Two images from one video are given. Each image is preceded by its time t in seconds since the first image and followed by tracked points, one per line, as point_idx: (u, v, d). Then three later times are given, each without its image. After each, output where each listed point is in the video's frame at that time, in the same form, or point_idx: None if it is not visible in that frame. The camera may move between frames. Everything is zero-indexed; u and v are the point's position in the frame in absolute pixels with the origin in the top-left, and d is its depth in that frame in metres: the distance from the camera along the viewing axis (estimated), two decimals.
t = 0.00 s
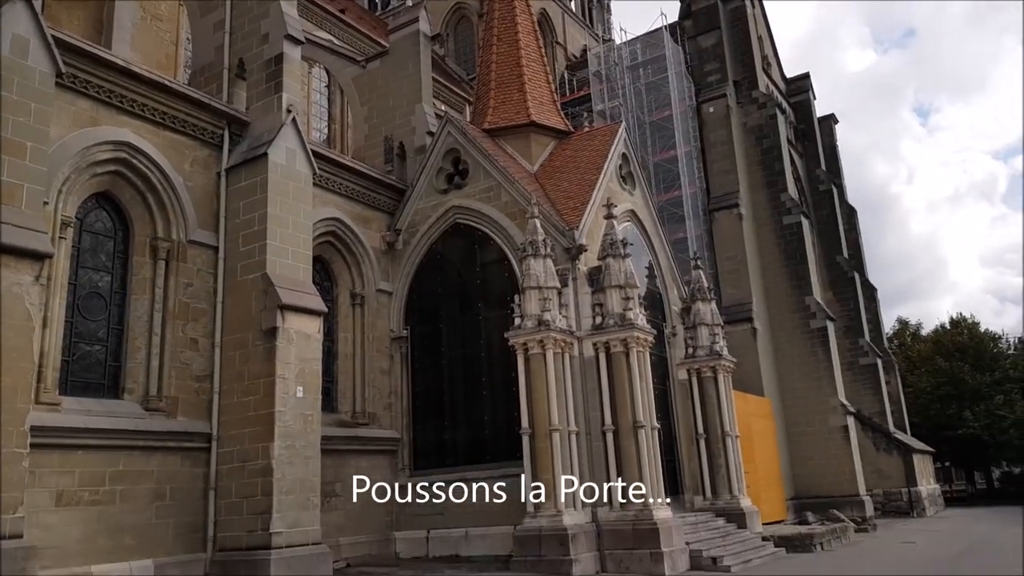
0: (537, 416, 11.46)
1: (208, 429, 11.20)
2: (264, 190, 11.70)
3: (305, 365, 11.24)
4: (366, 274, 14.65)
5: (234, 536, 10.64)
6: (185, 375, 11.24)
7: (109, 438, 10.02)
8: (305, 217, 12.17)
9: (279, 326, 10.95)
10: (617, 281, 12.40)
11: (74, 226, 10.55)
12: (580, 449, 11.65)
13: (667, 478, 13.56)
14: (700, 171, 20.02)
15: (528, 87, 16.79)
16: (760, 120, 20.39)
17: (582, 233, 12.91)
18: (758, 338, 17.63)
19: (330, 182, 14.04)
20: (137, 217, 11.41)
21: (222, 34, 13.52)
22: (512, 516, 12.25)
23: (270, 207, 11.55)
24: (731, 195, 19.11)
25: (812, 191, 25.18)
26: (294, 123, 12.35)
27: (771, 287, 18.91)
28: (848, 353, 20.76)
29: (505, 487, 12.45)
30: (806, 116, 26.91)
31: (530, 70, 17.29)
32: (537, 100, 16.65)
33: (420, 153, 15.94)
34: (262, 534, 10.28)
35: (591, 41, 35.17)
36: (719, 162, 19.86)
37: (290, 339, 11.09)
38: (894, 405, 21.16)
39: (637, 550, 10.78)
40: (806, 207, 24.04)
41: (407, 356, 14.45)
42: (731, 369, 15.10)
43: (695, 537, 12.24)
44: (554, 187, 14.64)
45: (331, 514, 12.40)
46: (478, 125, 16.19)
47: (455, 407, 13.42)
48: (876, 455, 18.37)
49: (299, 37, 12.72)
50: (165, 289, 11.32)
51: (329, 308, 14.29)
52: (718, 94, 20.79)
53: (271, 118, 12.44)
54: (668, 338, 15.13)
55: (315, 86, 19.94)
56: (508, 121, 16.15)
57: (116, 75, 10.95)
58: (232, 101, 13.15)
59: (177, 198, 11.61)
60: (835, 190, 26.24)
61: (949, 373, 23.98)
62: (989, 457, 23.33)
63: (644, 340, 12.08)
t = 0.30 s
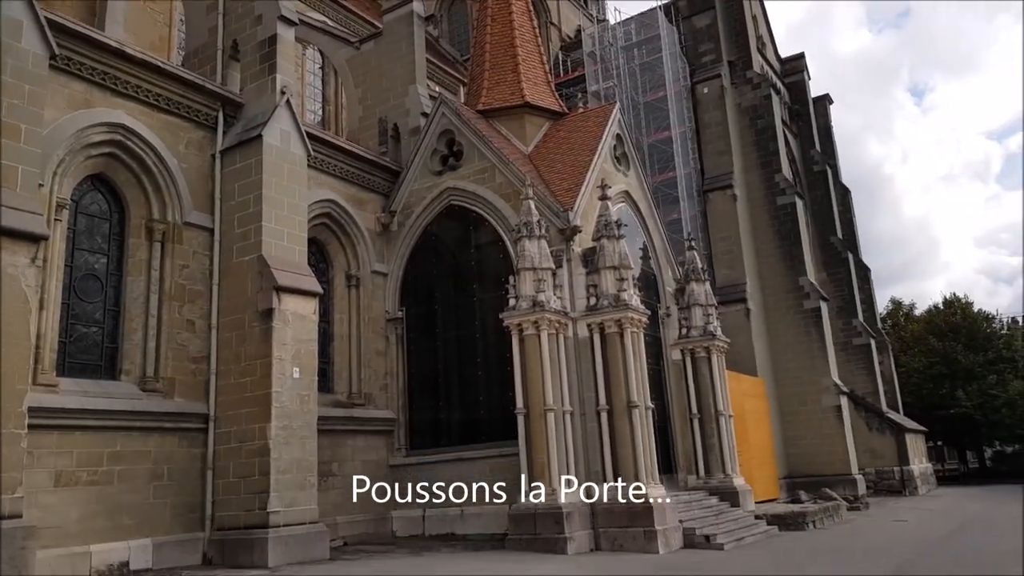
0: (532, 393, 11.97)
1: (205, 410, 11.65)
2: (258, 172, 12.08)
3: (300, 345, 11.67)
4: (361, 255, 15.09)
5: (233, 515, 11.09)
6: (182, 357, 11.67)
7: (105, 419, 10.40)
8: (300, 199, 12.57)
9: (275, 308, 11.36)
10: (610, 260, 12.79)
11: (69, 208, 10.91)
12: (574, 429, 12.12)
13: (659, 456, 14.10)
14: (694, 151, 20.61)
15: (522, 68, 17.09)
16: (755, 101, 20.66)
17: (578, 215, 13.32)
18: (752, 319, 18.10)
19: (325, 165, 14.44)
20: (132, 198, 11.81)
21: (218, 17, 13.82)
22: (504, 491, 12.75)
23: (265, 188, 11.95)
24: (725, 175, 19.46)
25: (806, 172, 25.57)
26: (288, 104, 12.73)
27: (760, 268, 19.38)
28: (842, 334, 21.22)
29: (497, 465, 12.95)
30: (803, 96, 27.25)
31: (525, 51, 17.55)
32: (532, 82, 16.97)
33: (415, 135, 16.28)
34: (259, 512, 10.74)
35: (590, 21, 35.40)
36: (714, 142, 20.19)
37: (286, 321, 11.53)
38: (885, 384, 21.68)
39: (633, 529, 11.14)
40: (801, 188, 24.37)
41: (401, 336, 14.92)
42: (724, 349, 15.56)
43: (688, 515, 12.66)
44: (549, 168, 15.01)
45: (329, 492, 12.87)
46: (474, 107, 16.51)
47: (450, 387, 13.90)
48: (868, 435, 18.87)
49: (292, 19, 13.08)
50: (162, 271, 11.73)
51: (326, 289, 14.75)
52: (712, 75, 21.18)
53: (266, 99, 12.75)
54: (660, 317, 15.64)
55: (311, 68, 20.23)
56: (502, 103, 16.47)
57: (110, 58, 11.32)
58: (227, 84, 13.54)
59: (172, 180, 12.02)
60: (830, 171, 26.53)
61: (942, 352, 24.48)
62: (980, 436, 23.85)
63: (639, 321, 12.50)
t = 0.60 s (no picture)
0: (528, 376, 11.99)
1: (200, 391, 11.65)
2: (253, 153, 12.02)
3: (296, 327, 11.65)
4: (357, 236, 15.04)
5: (229, 495, 11.10)
6: (177, 337, 11.65)
7: (100, 399, 10.38)
8: (296, 181, 12.51)
9: (271, 289, 11.30)
10: (606, 244, 12.77)
11: (64, 187, 10.83)
12: (568, 410, 12.17)
13: (654, 439, 14.17)
14: (690, 134, 20.24)
15: (519, 50, 16.96)
16: (752, 84, 20.66)
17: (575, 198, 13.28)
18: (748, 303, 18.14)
19: (321, 146, 14.35)
20: (127, 178, 11.73)
21: None
22: (498, 473, 12.81)
23: (259, 169, 11.90)
24: (722, 159, 19.45)
25: (803, 157, 25.56)
26: (284, 86, 12.65)
27: (757, 252, 19.38)
28: (836, 318, 21.32)
29: (495, 447, 12.97)
30: (800, 81, 27.21)
31: (522, 32, 17.43)
32: (529, 63, 16.86)
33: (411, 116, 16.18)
34: (255, 493, 10.77)
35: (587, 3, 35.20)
36: (712, 125, 20.16)
37: (282, 303, 11.49)
38: (879, 368, 21.80)
39: (626, 509, 11.18)
40: (797, 173, 24.36)
41: (397, 319, 14.90)
42: (720, 332, 15.59)
43: (681, 497, 12.71)
44: (545, 150, 14.93)
45: (325, 474, 12.92)
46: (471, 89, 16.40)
47: (446, 369, 13.90)
48: (861, 418, 18.99)
49: None
50: (157, 252, 11.68)
51: (322, 271, 14.71)
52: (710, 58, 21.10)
53: (261, 79, 12.69)
54: (656, 301, 15.65)
55: (306, 48, 20.05)
56: (498, 85, 16.36)
57: (103, 37, 11.21)
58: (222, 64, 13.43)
59: (167, 160, 11.94)
60: (826, 156, 26.55)
61: (936, 337, 24.61)
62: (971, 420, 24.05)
63: (634, 305, 12.50)
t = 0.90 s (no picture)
0: (524, 359, 12.09)
1: (196, 371, 11.74)
2: (248, 133, 12.04)
3: (292, 310, 11.71)
4: (354, 217, 15.09)
5: (225, 476, 11.21)
6: (173, 319, 11.71)
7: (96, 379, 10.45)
8: (293, 162, 12.53)
9: (267, 271, 11.36)
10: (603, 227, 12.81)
11: (59, 166, 10.84)
12: (564, 394, 12.28)
13: (649, 423, 14.32)
14: (688, 115, 20.66)
15: (516, 31, 16.91)
16: (751, 68, 20.63)
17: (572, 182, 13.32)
18: (744, 287, 18.22)
19: (316, 127, 14.36)
20: (122, 158, 11.75)
21: None
22: (493, 456, 12.93)
23: (255, 149, 11.92)
24: (720, 143, 19.45)
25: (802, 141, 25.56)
26: (279, 65, 12.65)
27: (754, 236, 19.47)
28: (832, 303, 21.44)
29: (490, 429, 13.09)
30: (799, 65, 27.15)
31: (520, 14, 17.36)
32: (527, 45, 16.82)
33: (408, 98, 16.16)
34: (251, 474, 10.87)
35: None
36: (710, 109, 20.15)
37: (278, 284, 11.54)
38: (875, 353, 21.95)
39: (622, 494, 11.36)
40: (796, 157, 24.38)
41: (393, 301, 14.99)
42: (716, 317, 15.68)
43: (676, 480, 12.88)
44: (543, 133, 14.94)
45: (320, 456, 13.05)
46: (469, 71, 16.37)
47: (443, 352, 13.99)
48: (856, 403, 19.16)
49: None
50: (152, 233, 11.72)
51: (318, 253, 14.75)
52: (710, 41, 20.77)
53: (256, 59, 12.70)
54: (653, 285, 15.76)
55: (303, 28, 19.94)
56: (495, 67, 16.33)
57: (97, 14, 11.20)
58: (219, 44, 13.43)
59: (162, 140, 11.96)
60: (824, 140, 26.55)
61: (932, 323, 24.76)
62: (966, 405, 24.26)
63: (630, 289, 12.56)
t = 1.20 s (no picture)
0: (520, 342, 12.32)
1: (195, 355, 11.94)
2: (246, 117, 12.19)
3: (291, 295, 11.90)
4: (351, 201, 15.27)
5: (224, 458, 11.45)
6: (171, 302, 11.89)
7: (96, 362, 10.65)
8: (290, 146, 12.69)
9: (265, 255, 11.54)
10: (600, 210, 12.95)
11: (56, 150, 10.97)
12: (561, 375, 12.49)
13: (646, 404, 14.59)
14: (687, 98, 21.40)
15: (513, 14, 17.01)
16: (750, 50, 20.65)
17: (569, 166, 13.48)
18: (741, 271, 18.42)
19: (313, 110, 14.52)
20: (119, 142, 11.89)
21: None
22: (490, 439, 13.19)
23: (254, 133, 12.08)
24: (717, 126, 19.56)
25: (800, 124, 25.66)
26: (275, 48, 12.79)
27: (751, 219, 19.67)
28: (830, 286, 21.65)
29: (486, 412, 13.33)
30: (798, 47, 27.17)
31: None
32: (524, 28, 16.91)
33: (406, 81, 16.29)
34: (251, 457, 11.10)
35: None
36: (708, 92, 20.22)
37: (276, 268, 11.74)
38: (872, 336, 22.19)
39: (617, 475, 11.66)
40: (794, 140, 24.48)
41: (391, 284, 15.17)
42: (713, 300, 15.88)
43: (672, 462, 13.14)
44: (540, 115, 15.08)
45: (319, 438, 13.29)
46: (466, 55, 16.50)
47: (441, 335, 14.19)
48: (853, 386, 19.44)
49: None
50: (150, 217, 11.88)
51: (315, 237, 14.95)
52: (708, 23, 20.73)
53: (253, 42, 12.84)
54: (650, 268, 15.96)
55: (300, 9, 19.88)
56: (492, 50, 16.44)
57: None
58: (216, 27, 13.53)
59: (159, 124, 12.10)
60: (824, 123, 26.59)
61: (930, 306, 24.98)
62: (963, 388, 24.51)
63: (627, 272, 12.71)
